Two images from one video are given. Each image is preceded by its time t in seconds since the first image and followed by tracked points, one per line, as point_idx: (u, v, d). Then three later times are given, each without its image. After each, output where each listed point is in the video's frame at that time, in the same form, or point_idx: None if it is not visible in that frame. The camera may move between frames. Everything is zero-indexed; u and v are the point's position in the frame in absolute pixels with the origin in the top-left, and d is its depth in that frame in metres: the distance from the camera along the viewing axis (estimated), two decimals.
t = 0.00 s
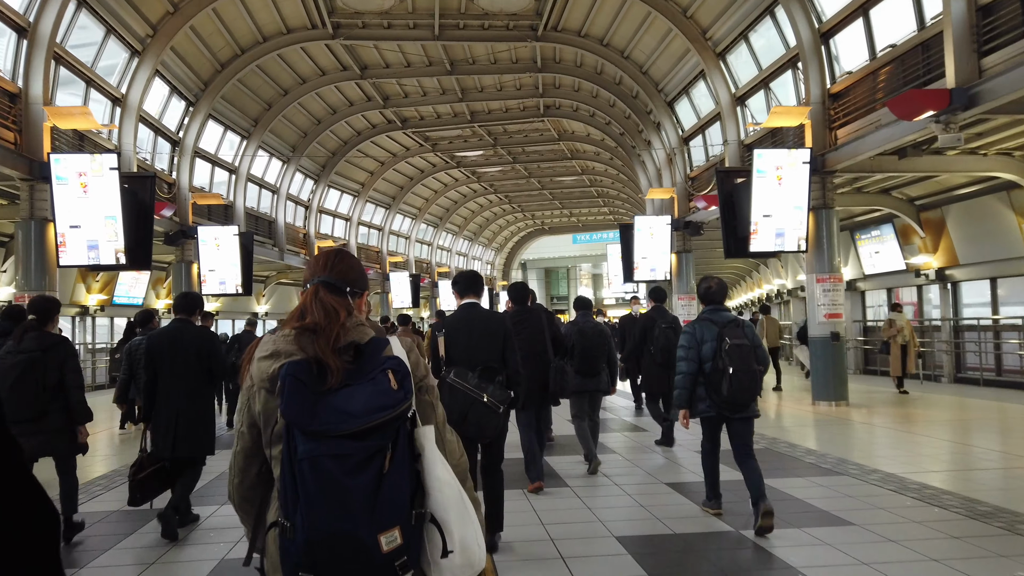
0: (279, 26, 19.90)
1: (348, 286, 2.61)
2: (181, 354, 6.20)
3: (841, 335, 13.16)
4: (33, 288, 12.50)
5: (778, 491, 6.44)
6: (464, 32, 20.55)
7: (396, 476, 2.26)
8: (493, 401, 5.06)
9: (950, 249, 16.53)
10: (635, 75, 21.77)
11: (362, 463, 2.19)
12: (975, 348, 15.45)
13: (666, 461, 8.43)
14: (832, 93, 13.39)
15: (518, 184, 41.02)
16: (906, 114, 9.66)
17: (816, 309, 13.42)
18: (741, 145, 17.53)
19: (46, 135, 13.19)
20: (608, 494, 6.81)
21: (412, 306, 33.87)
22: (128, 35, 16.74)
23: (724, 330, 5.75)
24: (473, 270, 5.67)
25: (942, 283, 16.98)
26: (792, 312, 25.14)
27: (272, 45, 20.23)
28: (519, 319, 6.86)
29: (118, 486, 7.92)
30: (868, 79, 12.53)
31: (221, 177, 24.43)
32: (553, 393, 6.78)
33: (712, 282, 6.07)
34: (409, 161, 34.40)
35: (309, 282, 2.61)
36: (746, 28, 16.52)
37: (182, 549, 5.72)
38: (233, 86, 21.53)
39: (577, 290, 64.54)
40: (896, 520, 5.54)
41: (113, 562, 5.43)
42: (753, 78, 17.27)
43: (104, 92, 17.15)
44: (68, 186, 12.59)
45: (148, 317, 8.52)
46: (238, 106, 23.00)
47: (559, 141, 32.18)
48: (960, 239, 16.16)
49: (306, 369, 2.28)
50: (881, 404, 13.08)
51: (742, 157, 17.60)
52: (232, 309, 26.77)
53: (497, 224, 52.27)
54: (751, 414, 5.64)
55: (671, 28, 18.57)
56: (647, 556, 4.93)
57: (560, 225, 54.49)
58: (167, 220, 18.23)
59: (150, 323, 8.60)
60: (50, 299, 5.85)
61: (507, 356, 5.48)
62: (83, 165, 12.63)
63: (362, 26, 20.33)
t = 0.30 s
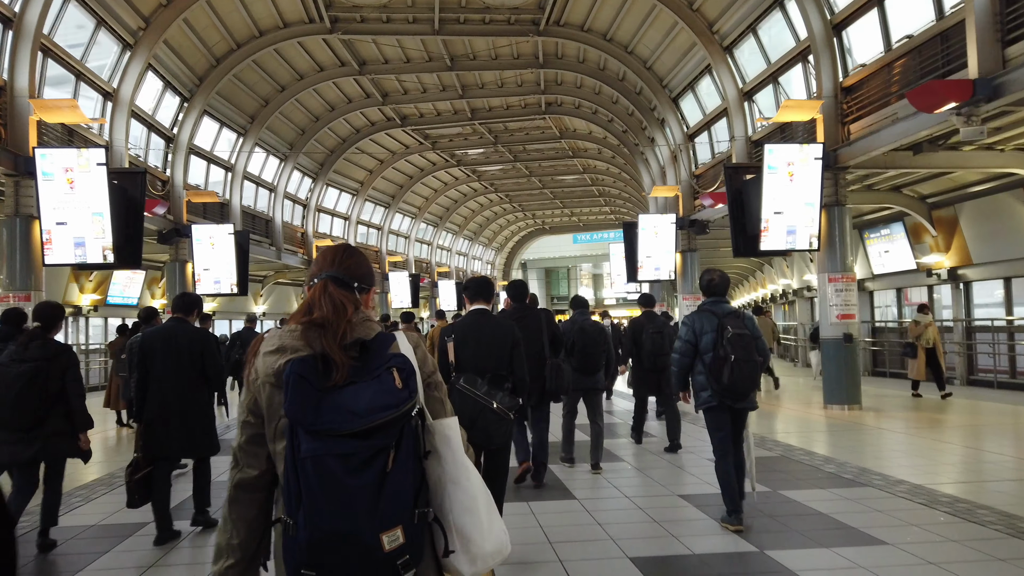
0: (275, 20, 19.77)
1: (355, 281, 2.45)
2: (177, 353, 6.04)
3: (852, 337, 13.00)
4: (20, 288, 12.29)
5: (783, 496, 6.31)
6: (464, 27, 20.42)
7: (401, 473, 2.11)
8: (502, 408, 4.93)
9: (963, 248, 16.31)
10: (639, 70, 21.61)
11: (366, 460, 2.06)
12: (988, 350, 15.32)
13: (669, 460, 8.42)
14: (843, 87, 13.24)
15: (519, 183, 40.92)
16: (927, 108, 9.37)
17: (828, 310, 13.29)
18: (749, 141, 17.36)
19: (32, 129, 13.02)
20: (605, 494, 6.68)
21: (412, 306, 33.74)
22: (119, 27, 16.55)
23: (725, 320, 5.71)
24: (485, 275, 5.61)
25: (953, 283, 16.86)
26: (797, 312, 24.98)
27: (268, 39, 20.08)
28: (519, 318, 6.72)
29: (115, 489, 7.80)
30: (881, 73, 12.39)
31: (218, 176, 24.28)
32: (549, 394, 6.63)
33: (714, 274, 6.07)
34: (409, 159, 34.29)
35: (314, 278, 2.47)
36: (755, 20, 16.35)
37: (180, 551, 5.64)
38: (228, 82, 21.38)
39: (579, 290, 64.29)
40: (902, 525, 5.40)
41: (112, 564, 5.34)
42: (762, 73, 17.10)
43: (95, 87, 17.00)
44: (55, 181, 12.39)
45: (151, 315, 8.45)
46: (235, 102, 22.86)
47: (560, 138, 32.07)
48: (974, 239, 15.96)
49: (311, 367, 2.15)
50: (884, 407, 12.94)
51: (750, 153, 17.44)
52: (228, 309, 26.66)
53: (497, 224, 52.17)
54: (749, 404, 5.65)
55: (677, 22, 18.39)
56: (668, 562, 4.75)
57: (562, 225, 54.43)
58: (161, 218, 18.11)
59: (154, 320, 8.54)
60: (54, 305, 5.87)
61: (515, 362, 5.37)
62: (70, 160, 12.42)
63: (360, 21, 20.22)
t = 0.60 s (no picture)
0: (265, 11, 19.61)
1: (324, 282, 2.27)
2: (164, 355, 5.86)
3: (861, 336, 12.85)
4: None
5: (796, 503, 6.11)
6: (460, 19, 20.27)
7: (370, 478, 1.99)
8: (497, 401, 4.83)
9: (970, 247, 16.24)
10: (637, 64, 21.46)
11: (331, 467, 1.92)
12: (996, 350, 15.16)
13: (665, 459, 8.39)
14: (851, 78, 13.06)
15: (514, 181, 40.79)
16: (944, 94, 9.19)
17: (835, 309, 13.12)
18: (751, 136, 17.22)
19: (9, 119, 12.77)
20: (598, 497, 6.57)
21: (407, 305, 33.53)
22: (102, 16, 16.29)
23: (720, 325, 5.79)
24: (478, 270, 5.46)
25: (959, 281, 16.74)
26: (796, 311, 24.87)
27: (258, 31, 19.88)
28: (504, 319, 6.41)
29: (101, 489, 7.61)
30: (888, 63, 12.26)
31: (206, 173, 24.10)
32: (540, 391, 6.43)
33: (712, 277, 6.03)
34: (402, 157, 34.10)
35: (280, 279, 2.27)
36: (758, 11, 16.19)
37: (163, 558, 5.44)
38: (217, 74, 21.16)
39: (573, 290, 64.20)
40: (925, 537, 5.18)
41: (86, 572, 5.09)
42: (764, 66, 16.92)
43: (79, 79, 16.71)
44: (28, 172, 11.81)
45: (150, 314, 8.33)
46: (223, 96, 22.67)
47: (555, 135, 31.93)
48: (981, 236, 15.88)
49: (273, 370, 2.01)
50: (887, 408, 12.79)
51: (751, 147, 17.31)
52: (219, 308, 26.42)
53: (493, 223, 52.04)
54: (741, 407, 5.74)
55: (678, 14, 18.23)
56: (669, 564, 4.76)
57: (557, 224, 54.40)
58: (144, 215, 17.94)
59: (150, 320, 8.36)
60: (42, 304, 5.84)
61: (512, 357, 5.22)
62: (45, 150, 11.84)
63: (353, 13, 20.07)
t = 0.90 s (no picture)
0: (254, 3, 19.42)
1: (292, 275, 2.34)
2: (151, 352, 5.71)
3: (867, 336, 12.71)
4: None
5: (787, 507, 6.04)
6: (454, 12, 20.10)
7: (333, 480, 2.02)
8: (491, 406, 4.70)
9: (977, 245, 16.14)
10: (636, 58, 21.30)
11: (293, 466, 1.96)
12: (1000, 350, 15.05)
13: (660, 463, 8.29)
14: (859, 70, 12.93)
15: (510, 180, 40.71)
16: (965, 84, 8.81)
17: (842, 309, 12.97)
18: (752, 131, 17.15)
19: None
20: (589, 502, 6.47)
21: (401, 305, 33.34)
22: (84, 7, 16.03)
23: (713, 326, 5.74)
24: (474, 271, 5.32)
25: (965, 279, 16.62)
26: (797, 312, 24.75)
27: (247, 24, 19.70)
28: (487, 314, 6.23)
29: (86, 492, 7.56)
30: (898, 53, 12.10)
31: (196, 170, 23.94)
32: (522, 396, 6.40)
33: (702, 280, 6.05)
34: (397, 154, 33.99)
35: (248, 271, 2.33)
36: (761, 3, 16.09)
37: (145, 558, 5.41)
38: (204, 68, 20.91)
39: (571, 290, 64.07)
40: (918, 540, 5.09)
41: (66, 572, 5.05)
42: (766, 60, 16.82)
43: (61, 72, 16.47)
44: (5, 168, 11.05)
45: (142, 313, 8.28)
46: (213, 91, 22.57)
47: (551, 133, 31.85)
48: (989, 234, 15.77)
49: (235, 364, 2.05)
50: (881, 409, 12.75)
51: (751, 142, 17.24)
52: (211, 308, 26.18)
53: (490, 221, 51.94)
54: (736, 408, 5.61)
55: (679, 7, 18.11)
56: (655, 567, 4.69)
57: (554, 223, 54.34)
58: (129, 213, 17.81)
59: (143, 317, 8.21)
60: (29, 301, 5.76)
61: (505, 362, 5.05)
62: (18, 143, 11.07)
63: (344, 4, 19.91)
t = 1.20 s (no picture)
0: None
1: (289, 275, 2.18)
2: (140, 353, 5.55)
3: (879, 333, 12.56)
4: None
5: (809, 516, 5.87)
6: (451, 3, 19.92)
7: (326, 482, 1.88)
8: (493, 403, 4.57)
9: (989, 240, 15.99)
10: (637, 51, 21.19)
11: (284, 469, 1.82)
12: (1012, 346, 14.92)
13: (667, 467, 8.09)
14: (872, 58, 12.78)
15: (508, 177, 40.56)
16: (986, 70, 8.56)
17: (853, 305, 12.82)
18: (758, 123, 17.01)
19: None
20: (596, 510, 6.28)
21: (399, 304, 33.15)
22: None
23: (704, 316, 5.75)
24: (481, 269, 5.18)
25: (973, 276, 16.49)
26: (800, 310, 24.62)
27: (239, 16, 19.60)
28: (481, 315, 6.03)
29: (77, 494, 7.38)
30: (913, 40, 11.83)
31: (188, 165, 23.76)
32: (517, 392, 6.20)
33: (692, 270, 6.04)
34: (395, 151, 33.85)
35: (242, 271, 2.18)
36: None
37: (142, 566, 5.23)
38: (196, 60, 20.74)
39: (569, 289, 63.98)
40: (952, 553, 4.92)
41: None
42: (773, 50, 16.68)
43: (45, 61, 16.26)
44: None
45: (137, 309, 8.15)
46: (207, 85, 22.47)
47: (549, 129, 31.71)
48: (1001, 229, 15.61)
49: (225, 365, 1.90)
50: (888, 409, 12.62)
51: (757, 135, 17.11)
52: (206, 306, 25.98)
53: (489, 220, 51.81)
54: (727, 398, 5.67)
55: None
56: None
57: (553, 221, 54.23)
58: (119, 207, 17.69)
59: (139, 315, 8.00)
60: (36, 305, 5.76)
61: (506, 360, 4.90)
62: None
63: None
